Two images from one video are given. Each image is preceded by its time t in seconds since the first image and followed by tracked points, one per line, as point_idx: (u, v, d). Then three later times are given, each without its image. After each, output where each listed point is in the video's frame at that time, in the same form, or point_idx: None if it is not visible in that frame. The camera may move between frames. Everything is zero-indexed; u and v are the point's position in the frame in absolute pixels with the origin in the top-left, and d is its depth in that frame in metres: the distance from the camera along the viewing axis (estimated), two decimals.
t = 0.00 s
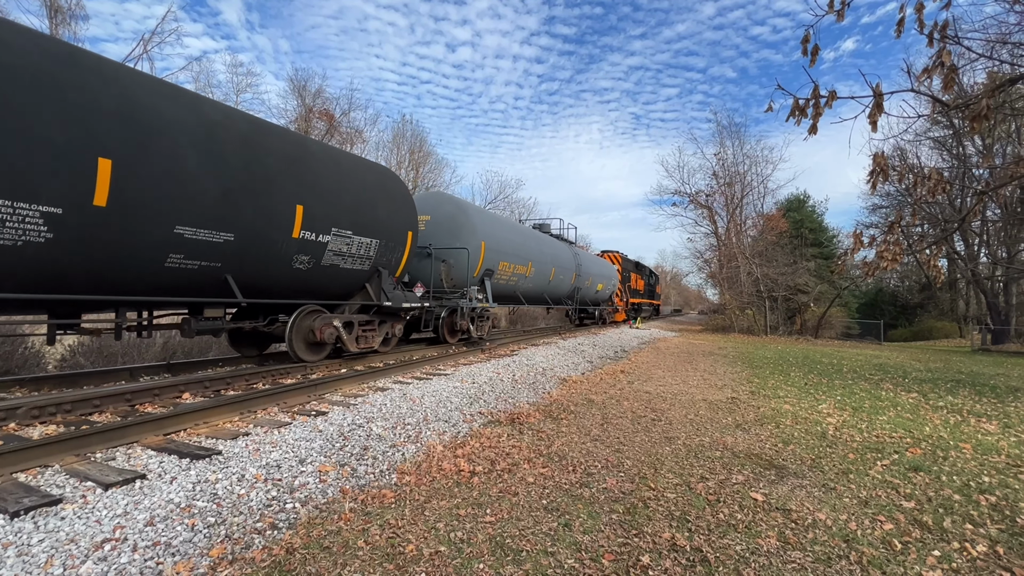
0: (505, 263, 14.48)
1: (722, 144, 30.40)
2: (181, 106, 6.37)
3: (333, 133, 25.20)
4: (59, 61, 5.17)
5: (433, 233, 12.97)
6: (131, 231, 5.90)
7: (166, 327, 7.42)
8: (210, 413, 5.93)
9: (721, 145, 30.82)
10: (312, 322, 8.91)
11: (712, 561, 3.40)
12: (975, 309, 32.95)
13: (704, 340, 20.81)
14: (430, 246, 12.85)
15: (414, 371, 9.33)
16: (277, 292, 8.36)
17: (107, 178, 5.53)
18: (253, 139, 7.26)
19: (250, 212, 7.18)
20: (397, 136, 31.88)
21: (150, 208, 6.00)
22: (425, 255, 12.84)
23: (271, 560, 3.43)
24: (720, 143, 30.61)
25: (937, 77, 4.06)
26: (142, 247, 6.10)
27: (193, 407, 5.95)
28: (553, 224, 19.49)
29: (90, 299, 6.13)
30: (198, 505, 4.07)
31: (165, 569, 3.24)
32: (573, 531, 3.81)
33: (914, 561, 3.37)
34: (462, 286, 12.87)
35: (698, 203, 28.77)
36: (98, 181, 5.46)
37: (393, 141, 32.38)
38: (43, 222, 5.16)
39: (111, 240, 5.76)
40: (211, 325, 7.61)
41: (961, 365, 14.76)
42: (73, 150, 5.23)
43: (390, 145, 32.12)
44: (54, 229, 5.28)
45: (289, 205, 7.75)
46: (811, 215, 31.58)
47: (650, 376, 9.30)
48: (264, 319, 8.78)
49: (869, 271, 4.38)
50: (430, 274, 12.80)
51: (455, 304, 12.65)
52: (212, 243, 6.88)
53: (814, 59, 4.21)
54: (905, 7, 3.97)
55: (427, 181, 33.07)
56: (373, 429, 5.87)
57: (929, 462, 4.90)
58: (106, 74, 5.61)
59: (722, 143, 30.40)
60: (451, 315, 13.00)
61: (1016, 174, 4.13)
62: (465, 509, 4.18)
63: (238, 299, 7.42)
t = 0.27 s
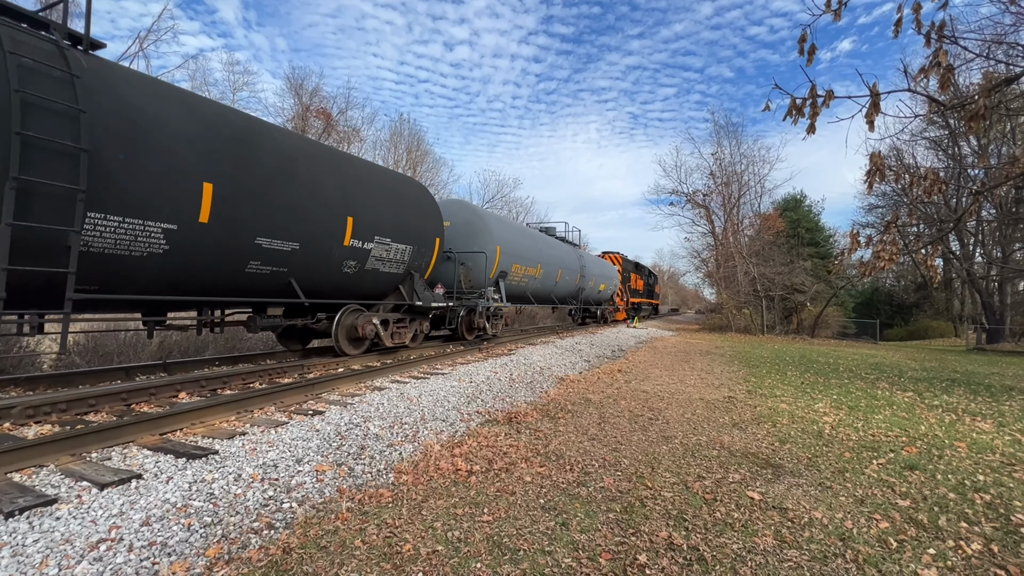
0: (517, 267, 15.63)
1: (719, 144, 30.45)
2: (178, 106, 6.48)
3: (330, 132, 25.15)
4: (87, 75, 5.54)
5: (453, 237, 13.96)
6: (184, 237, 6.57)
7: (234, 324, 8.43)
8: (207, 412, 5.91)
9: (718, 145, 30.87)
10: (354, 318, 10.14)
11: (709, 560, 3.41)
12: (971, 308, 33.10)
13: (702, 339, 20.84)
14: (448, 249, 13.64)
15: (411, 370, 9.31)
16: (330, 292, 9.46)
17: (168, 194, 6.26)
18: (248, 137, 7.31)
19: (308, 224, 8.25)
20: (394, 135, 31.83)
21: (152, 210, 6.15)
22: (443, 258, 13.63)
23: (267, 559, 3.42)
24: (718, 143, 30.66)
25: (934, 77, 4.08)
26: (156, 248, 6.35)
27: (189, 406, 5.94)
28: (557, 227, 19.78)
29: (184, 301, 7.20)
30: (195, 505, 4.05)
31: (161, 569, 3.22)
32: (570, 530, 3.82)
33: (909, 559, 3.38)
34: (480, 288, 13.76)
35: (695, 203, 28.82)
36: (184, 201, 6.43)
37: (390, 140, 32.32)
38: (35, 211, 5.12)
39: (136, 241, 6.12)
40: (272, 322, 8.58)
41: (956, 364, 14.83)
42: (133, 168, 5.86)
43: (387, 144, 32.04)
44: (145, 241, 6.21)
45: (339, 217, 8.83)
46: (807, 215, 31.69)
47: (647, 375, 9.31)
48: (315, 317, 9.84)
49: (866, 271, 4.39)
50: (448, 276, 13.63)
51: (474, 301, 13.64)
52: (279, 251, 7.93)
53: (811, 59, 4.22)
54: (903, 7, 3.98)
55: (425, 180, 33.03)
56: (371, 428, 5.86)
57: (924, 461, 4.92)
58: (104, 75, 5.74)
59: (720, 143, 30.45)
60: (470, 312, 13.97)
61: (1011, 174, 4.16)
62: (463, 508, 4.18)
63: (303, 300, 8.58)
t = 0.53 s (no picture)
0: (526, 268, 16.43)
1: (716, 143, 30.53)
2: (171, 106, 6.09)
3: (327, 130, 25.10)
4: (173, 99, 6.04)
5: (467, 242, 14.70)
6: (261, 245, 7.22)
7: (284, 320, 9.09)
8: (203, 411, 5.88)
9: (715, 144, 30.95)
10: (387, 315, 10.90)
11: (704, 558, 3.42)
12: (965, 307, 33.30)
13: (698, 338, 20.89)
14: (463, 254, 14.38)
15: (408, 369, 9.28)
16: (371, 293, 10.20)
17: (248, 207, 6.90)
18: (248, 137, 7.01)
19: (357, 231, 8.96)
20: (391, 133, 31.77)
21: (229, 220, 6.69)
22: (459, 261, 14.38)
23: (263, 559, 3.41)
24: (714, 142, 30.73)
25: (929, 77, 4.10)
26: (231, 256, 6.91)
27: (185, 405, 5.91)
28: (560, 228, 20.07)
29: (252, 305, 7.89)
30: (190, 505, 4.04)
31: (156, 569, 3.21)
32: (566, 529, 3.82)
33: (903, 557, 3.41)
34: (493, 288, 14.48)
35: (692, 202, 28.89)
36: (262, 212, 7.10)
37: (387, 139, 32.24)
38: (99, 220, 5.30)
39: (221, 249, 6.72)
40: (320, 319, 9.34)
41: (950, 363, 14.91)
42: (221, 183, 6.49)
43: (384, 142, 31.98)
44: (229, 250, 6.83)
45: (382, 224, 9.54)
46: (803, 214, 31.82)
47: (644, 374, 9.33)
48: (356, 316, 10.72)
49: (861, 271, 4.41)
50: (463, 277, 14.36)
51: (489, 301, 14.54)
52: (333, 256, 8.63)
53: (807, 59, 4.23)
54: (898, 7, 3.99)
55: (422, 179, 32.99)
56: (367, 427, 5.85)
57: (918, 459, 4.95)
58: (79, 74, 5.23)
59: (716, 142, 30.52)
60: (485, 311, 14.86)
61: (1004, 175, 4.19)
62: (459, 507, 4.18)
63: (349, 299, 9.32)
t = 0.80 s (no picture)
0: (535, 270, 17.10)
1: (712, 142, 30.62)
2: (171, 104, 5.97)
3: (323, 128, 25.03)
4: (246, 126, 6.91)
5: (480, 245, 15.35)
6: (317, 252, 8.00)
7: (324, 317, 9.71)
8: (198, 410, 5.85)
9: (711, 143, 31.05)
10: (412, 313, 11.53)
11: (699, 555, 3.43)
12: (958, 306, 33.54)
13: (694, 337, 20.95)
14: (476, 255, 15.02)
15: (404, 368, 9.28)
16: (403, 294, 10.96)
17: (309, 219, 7.72)
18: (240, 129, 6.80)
19: (395, 238, 9.75)
20: (387, 132, 31.70)
21: (292, 228, 7.47)
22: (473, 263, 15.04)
23: (258, 558, 3.40)
24: (710, 142, 30.83)
25: (922, 77, 4.12)
26: (293, 261, 7.68)
27: (180, 404, 5.88)
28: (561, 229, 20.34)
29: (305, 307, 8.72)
30: (184, 504, 4.02)
31: (150, 568, 3.19)
32: (562, 527, 3.83)
33: (896, 553, 3.43)
34: (504, 290, 15.12)
35: (688, 201, 28.97)
36: (319, 222, 7.91)
37: (383, 137, 32.17)
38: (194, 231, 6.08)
39: (285, 254, 7.48)
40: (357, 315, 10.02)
41: (943, 361, 15.01)
42: (286, 199, 7.29)
43: (380, 140, 31.90)
44: (291, 257, 7.60)
45: (415, 231, 10.34)
46: (798, 214, 31.98)
47: (640, 372, 9.35)
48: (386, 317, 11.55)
49: (855, 269, 4.42)
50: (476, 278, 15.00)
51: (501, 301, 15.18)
52: (373, 261, 9.42)
53: (801, 58, 4.23)
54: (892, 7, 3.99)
55: (418, 177, 32.93)
56: (363, 426, 5.84)
57: (911, 456, 4.98)
58: (75, 67, 5.09)
59: (712, 142, 30.62)
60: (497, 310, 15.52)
61: (996, 175, 4.23)
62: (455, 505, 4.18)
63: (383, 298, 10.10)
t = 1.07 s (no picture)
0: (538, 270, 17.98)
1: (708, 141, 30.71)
2: (160, 100, 6.05)
3: (318, 126, 24.94)
4: (303, 147, 8.17)
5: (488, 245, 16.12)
6: (355, 255, 9.15)
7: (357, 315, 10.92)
8: (192, 409, 5.82)
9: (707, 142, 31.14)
10: (434, 310, 12.71)
11: (694, 552, 3.45)
12: (951, 305, 33.80)
13: (690, 335, 21.01)
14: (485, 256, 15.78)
15: (400, 366, 9.27)
16: (426, 292, 12.06)
17: (349, 226, 8.88)
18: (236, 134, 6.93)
19: (419, 242, 10.83)
20: (383, 129, 31.59)
21: (337, 235, 8.65)
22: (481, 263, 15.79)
23: (253, 556, 3.39)
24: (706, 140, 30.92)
25: (914, 77, 4.13)
26: (339, 264, 8.90)
27: (174, 403, 5.85)
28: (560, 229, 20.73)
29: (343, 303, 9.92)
30: (178, 503, 4.00)
31: (144, 568, 3.17)
32: (557, 524, 3.84)
33: (888, 550, 3.46)
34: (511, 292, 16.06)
35: (684, 199, 29.04)
36: (356, 229, 9.03)
37: (379, 135, 32.05)
38: (263, 239, 7.28)
39: (332, 259, 8.69)
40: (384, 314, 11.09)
41: (936, 359, 15.13)
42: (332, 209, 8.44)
43: (376, 138, 31.79)
44: (335, 259, 8.76)
45: (437, 236, 11.43)
46: (794, 212, 32.14)
47: (635, 371, 9.37)
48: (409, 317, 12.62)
49: (848, 268, 4.44)
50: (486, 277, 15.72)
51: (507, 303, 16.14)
52: (402, 263, 10.58)
53: (796, 56, 4.21)
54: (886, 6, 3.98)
55: (414, 176, 32.84)
56: (358, 424, 5.82)
57: (904, 454, 5.02)
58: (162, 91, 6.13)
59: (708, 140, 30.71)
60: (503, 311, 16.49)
61: (988, 174, 4.26)
62: (450, 503, 4.18)
63: (407, 295, 11.23)
